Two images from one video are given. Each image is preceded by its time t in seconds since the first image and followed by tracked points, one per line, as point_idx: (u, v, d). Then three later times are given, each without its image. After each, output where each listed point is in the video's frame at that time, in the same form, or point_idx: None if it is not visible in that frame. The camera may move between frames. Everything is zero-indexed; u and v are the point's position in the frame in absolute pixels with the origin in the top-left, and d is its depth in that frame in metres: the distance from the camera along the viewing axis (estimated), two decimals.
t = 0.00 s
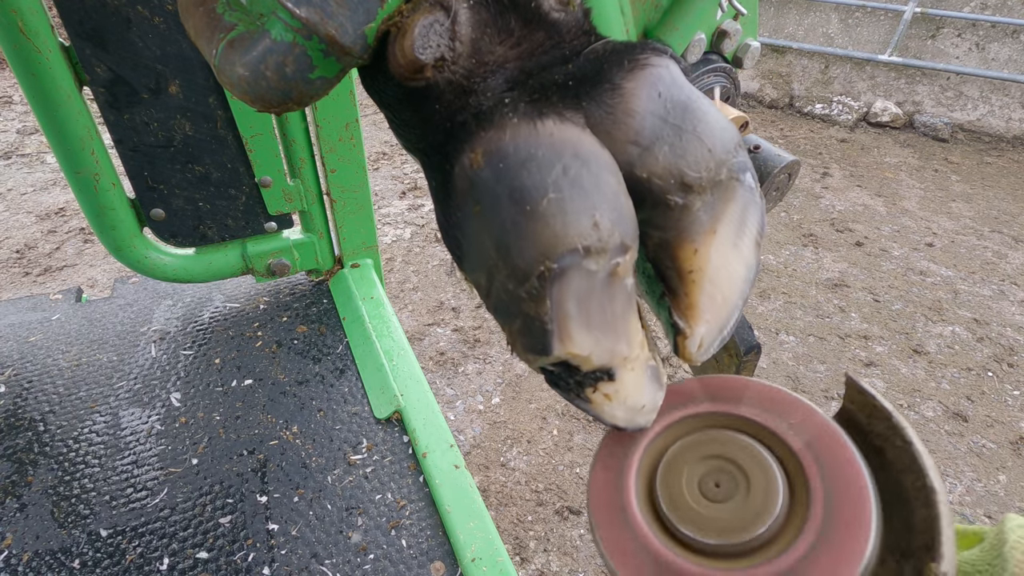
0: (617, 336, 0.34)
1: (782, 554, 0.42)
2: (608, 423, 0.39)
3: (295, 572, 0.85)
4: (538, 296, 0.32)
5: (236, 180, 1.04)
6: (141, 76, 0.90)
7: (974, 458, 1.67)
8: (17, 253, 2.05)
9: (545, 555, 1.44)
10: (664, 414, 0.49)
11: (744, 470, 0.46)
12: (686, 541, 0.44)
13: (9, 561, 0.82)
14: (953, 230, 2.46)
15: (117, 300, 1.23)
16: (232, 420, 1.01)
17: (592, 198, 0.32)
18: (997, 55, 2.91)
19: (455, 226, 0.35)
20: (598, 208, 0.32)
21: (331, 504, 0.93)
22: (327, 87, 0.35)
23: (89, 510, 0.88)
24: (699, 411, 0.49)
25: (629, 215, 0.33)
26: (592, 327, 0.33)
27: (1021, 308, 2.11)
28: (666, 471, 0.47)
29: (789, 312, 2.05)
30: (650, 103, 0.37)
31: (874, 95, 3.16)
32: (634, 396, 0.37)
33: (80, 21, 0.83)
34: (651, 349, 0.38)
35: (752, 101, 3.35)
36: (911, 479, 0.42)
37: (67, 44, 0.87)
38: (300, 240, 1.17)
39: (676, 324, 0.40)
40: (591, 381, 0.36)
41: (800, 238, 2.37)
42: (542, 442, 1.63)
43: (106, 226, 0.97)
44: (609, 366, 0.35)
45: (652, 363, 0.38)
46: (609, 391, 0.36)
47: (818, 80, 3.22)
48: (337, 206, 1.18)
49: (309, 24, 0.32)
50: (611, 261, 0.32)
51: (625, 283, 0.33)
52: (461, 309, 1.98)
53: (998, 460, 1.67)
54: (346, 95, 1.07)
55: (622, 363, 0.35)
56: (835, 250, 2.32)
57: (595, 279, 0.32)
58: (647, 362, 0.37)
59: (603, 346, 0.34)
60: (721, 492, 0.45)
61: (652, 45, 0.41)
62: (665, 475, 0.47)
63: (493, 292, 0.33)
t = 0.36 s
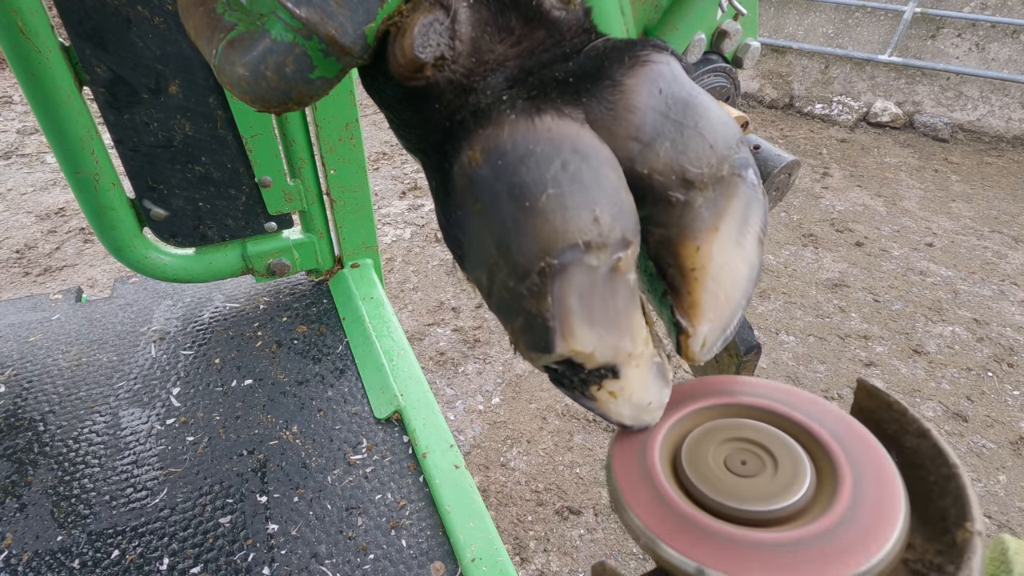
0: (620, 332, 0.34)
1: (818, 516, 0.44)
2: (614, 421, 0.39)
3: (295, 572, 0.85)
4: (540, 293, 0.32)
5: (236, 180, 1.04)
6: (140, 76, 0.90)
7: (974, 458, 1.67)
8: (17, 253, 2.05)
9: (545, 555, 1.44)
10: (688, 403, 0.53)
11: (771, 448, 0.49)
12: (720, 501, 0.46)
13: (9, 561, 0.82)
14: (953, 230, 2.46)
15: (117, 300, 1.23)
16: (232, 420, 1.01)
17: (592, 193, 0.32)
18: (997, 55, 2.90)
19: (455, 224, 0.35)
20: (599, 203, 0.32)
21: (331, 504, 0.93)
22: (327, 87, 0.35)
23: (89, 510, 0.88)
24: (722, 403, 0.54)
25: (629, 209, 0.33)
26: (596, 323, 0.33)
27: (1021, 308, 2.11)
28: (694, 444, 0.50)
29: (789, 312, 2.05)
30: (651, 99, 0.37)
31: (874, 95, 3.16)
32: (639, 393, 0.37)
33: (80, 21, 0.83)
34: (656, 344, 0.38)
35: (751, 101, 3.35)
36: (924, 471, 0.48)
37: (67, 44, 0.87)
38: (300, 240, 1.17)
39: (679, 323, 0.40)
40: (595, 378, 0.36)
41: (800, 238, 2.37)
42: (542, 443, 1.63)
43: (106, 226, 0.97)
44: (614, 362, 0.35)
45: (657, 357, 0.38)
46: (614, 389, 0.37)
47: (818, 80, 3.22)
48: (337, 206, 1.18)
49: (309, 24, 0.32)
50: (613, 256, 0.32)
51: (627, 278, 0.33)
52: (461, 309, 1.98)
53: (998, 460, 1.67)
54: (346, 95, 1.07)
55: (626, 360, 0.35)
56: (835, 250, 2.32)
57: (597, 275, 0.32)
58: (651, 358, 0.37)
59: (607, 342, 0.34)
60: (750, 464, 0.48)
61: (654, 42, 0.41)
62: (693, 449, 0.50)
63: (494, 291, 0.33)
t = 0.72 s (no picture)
0: (622, 334, 0.34)
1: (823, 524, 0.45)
2: (616, 422, 0.39)
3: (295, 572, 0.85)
4: (543, 295, 0.32)
5: (236, 180, 1.04)
6: (141, 76, 0.90)
7: (974, 458, 1.67)
8: (17, 253, 2.05)
9: (545, 555, 1.44)
10: (691, 412, 0.54)
11: (778, 455, 0.50)
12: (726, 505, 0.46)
13: (9, 561, 0.82)
14: (953, 230, 2.46)
15: (117, 300, 1.23)
16: (232, 420, 1.01)
17: (594, 194, 0.32)
18: (997, 55, 2.90)
19: (457, 225, 0.35)
20: (601, 205, 0.32)
21: (331, 504, 0.93)
22: (327, 87, 0.35)
23: (89, 510, 0.88)
24: (725, 411, 0.54)
25: (632, 211, 0.33)
26: (598, 325, 0.33)
27: (1021, 308, 2.11)
28: (698, 453, 0.50)
29: (789, 312, 2.05)
30: (652, 101, 0.37)
31: (874, 95, 3.16)
32: (641, 394, 0.37)
33: (81, 21, 0.83)
34: (658, 345, 0.38)
35: (752, 101, 3.35)
36: (929, 480, 0.49)
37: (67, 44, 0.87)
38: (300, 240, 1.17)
39: (681, 325, 0.40)
40: (598, 379, 0.36)
41: (800, 238, 2.37)
42: (542, 442, 1.63)
43: (106, 226, 0.97)
44: (615, 363, 0.35)
45: (659, 358, 0.38)
46: (615, 390, 0.36)
47: (818, 80, 3.23)
48: (338, 206, 1.18)
49: (309, 24, 0.32)
50: (616, 258, 0.32)
51: (630, 280, 0.33)
52: (461, 309, 1.98)
53: (998, 460, 1.67)
54: (346, 95, 1.07)
55: (628, 361, 0.35)
56: (835, 250, 2.32)
57: (599, 277, 0.32)
58: (653, 360, 0.37)
59: (609, 344, 0.34)
60: (756, 469, 0.48)
61: (655, 43, 0.41)
62: (697, 455, 0.50)
63: (497, 292, 0.33)
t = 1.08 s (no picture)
0: (622, 334, 0.34)
1: (806, 534, 0.45)
2: (616, 423, 0.39)
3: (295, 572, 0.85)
4: (543, 296, 0.32)
5: (236, 180, 1.04)
6: (141, 76, 0.90)
7: (974, 458, 1.67)
8: (17, 253, 2.05)
9: (545, 555, 1.44)
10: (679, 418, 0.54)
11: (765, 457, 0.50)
12: (713, 517, 0.47)
13: (9, 561, 0.82)
14: (953, 230, 2.46)
15: (117, 300, 1.23)
16: (232, 420, 1.01)
17: (595, 195, 0.32)
18: (997, 55, 2.90)
19: (457, 225, 0.35)
20: (601, 205, 0.32)
21: (331, 504, 0.93)
22: (327, 87, 0.35)
23: (89, 510, 0.88)
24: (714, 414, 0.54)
25: (632, 211, 0.33)
26: (598, 325, 0.33)
27: (1021, 308, 2.11)
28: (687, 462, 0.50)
29: (789, 312, 2.05)
30: (653, 101, 0.37)
31: (874, 95, 3.16)
32: (640, 393, 0.37)
33: (81, 21, 0.83)
34: (657, 345, 0.38)
35: (752, 101, 3.35)
36: (928, 479, 0.49)
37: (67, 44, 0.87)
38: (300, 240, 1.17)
39: (680, 325, 0.40)
40: (597, 380, 0.36)
41: (800, 238, 2.37)
42: (542, 442, 1.63)
43: (106, 226, 0.97)
44: (615, 363, 0.35)
45: (658, 358, 0.38)
46: (615, 391, 0.37)
47: (818, 80, 3.23)
48: (338, 207, 1.18)
49: (309, 25, 0.32)
50: (615, 258, 0.32)
51: (629, 280, 0.33)
52: (461, 309, 1.98)
53: (998, 460, 1.67)
54: (346, 94, 1.07)
55: (628, 361, 0.35)
56: (835, 250, 2.32)
57: (599, 276, 0.32)
58: (652, 360, 0.37)
59: (608, 344, 0.34)
60: (743, 475, 0.49)
61: (654, 44, 0.41)
62: (685, 462, 0.51)
63: (497, 293, 0.33)
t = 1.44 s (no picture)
0: (623, 333, 0.34)
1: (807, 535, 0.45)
2: (616, 422, 0.39)
3: (295, 572, 0.85)
4: (543, 296, 0.32)
5: (236, 180, 1.05)
6: (141, 76, 0.90)
7: (974, 458, 1.67)
8: (17, 253, 2.05)
9: (545, 555, 1.44)
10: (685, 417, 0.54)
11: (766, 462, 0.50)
12: (715, 516, 0.46)
13: (9, 561, 0.82)
14: (953, 230, 2.46)
15: (117, 300, 1.23)
16: (232, 420, 1.01)
17: (595, 195, 0.32)
18: (997, 56, 2.90)
19: (457, 225, 0.35)
20: (602, 206, 0.32)
21: (331, 504, 0.93)
22: (327, 87, 0.35)
23: (89, 510, 0.88)
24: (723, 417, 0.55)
25: (632, 211, 0.33)
26: (598, 325, 0.33)
27: (1021, 308, 2.11)
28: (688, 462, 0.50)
29: (789, 312, 2.05)
30: (653, 101, 0.37)
31: (874, 95, 3.17)
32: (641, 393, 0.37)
33: (81, 21, 0.83)
34: (657, 344, 0.38)
35: (752, 101, 3.35)
36: (921, 483, 0.49)
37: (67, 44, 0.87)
38: (300, 240, 1.17)
39: (680, 325, 0.40)
40: (598, 379, 0.36)
41: (800, 238, 2.37)
42: (542, 442, 1.63)
43: (106, 226, 0.97)
44: (615, 363, 0.35)
45: (658, 357, 0.38)
46: (616, 390, 0.36)
47: (818, 80, 3.23)
48: (338, 207, 1.18)
49: (309, 25, 0.32)
50: (616, 258, 0.32)
51: (630, 280, 0.33)
52: (461, 309, 1.99)
53: (998, 460, 1.67)
54: (346, 95, 1.07)
55: (628, 361, 0.35)
56: (835, 250, 2.33)
57: (599, 277, 0.32)
58: (652, 360, 0.37)
59: (609, 344, 0.34)
60: (745, 478, 0.49)
61: (654, 43, 0.41)
62: (687, 464, 0.51)
63: (497, 293, 0.33)
